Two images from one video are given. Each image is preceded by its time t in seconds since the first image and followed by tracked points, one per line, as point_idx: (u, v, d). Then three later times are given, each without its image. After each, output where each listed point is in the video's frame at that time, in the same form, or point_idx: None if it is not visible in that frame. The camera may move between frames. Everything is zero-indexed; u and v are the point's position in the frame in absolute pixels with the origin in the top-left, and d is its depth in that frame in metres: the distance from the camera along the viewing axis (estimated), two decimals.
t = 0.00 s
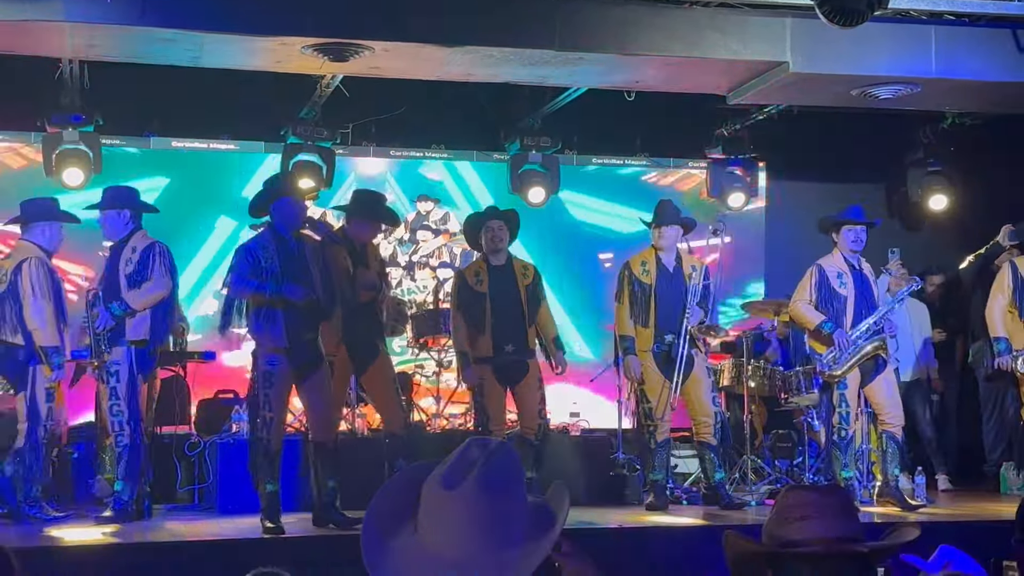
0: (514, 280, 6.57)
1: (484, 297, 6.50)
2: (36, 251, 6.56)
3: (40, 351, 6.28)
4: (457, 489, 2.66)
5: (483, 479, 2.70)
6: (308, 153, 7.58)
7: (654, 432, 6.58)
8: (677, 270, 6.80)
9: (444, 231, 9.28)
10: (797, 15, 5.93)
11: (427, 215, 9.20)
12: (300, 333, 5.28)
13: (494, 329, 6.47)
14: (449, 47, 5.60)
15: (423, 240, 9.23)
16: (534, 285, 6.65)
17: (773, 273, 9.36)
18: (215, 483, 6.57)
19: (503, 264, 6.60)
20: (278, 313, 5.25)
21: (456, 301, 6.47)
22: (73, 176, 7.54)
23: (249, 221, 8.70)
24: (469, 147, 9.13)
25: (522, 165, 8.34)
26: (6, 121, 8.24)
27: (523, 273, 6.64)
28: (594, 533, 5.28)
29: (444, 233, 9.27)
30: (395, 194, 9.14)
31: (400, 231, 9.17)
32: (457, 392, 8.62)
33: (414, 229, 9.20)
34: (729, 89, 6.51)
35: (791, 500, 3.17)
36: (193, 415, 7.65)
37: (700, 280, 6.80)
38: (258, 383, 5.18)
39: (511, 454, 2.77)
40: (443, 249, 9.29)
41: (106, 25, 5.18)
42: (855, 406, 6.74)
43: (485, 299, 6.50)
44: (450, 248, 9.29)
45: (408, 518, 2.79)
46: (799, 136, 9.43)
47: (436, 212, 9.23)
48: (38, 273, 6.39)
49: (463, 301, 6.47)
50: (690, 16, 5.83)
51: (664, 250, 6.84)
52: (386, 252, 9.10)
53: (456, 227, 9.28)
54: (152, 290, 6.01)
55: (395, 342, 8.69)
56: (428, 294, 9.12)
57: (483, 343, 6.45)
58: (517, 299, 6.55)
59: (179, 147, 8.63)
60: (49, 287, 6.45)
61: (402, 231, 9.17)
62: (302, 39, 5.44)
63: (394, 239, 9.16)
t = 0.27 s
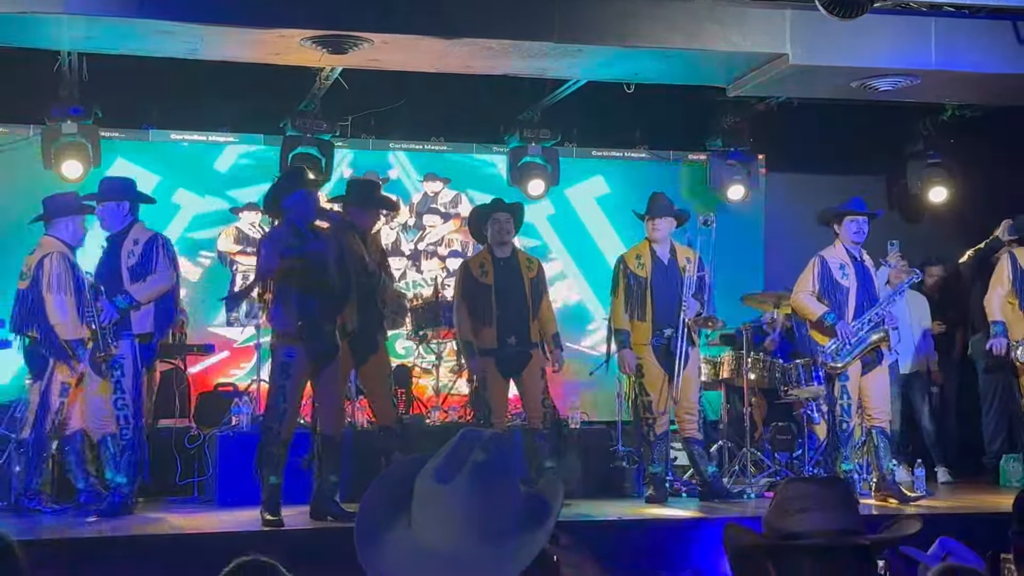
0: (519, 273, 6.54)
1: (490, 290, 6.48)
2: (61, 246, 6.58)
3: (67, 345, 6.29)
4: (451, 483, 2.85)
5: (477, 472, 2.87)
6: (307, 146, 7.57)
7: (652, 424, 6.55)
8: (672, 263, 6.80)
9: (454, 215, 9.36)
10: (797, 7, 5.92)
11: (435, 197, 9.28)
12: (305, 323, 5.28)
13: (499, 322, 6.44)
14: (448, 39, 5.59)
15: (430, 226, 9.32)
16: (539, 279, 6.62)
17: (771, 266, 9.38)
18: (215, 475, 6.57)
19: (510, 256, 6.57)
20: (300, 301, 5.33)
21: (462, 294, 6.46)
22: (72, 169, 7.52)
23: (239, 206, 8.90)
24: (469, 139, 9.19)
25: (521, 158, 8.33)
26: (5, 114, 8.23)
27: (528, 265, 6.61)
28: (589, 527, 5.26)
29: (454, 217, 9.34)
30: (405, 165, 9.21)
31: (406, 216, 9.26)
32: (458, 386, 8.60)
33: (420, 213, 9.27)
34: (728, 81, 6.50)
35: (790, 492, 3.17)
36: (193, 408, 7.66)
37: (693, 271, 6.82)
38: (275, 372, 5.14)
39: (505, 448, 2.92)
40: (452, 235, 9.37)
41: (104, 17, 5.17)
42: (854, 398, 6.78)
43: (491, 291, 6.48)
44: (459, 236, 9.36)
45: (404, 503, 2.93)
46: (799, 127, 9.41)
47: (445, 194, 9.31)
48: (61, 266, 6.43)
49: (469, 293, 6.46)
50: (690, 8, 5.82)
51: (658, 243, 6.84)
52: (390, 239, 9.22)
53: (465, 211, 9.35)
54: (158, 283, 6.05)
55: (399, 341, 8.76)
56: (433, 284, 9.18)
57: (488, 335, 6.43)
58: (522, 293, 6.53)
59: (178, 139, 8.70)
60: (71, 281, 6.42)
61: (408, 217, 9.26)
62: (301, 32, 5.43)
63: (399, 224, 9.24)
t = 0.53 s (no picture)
0: (534, 267, 6.54)
1: (502, 282, 6.46)
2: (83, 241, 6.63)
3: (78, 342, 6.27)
4: (442, 477, 2.69)
5: (468, 465, 2.70)
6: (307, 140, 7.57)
7: (652, 418, 6.58)
8: (674, 257, 6.79)
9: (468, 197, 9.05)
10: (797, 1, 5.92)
11: (446, 176, 8.97)
12: (330, 314, 5.28)
13: (510, 315, 6.43)
14: (447, 33, 5.58)
15: (440, 210, 9.00)
16: (554, 274, 6.63)
17: (771, 260, 9.36)
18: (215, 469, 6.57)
19: (525, 252, 6.55)
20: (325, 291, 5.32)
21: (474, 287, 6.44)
22: (72, 163, 7.55)
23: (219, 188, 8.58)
24: (469, 133, 9.05)
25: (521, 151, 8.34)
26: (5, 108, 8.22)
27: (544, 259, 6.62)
28: (588, 518, 5.28)
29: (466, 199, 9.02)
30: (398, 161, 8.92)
31: (415, 199, 8.97)
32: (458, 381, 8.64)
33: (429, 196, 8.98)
34: (728, 74, 6.50)
35: (795, 485, 3.16)
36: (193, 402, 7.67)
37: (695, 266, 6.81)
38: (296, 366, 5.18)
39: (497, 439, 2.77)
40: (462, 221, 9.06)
41: (104, 11, 5.16)
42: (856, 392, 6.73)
43: (504, 285, 6.46)
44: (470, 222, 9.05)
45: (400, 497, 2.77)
46: (797, 121, 9.43)
47: (457, 173, 9.00)
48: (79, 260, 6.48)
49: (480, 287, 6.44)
50: (690, 2, 5.81)
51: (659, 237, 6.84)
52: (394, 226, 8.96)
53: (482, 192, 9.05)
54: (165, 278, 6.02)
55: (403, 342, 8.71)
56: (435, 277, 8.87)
57: (499, 328, 6.42)
58: (536, 288, 6.52)
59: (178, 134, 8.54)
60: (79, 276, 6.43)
61: (416, 200, 8.97)
62: (301, 26, 5.43)
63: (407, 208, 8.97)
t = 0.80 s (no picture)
0: (555, 262, 6.53)
1: (524, 275, 6.48)
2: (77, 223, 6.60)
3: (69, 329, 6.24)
4: (440, 473, 2.46)
5: (465, 459, 2.46)
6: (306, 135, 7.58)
7: (656, 413, 6.56)
8: (682, 251, 6.79)
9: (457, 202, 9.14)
10: None
11: (438, 182, 9.10)
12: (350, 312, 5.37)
13: (530, 306, 6.42)
14: (445, 28, 5.58)
15: (433, 213, 9.13)
16: (576, 268, 6.60)
17: (771, 255, 9.35)
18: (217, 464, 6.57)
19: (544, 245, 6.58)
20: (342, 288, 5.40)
21: (496, 277, 6.46)
22: (72, 159, 7.52)
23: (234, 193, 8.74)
24: (468, 129, 9.10)
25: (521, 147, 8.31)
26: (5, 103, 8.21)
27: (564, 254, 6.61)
28: (589, 512, 5.28)
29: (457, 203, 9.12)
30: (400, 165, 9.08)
31: (408, 203, 9.09)
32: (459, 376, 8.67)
33: (423, 199, 9.11)
34: (728, 69, 6.49)
35: (796, 481, 3.19)
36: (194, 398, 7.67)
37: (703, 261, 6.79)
38: (311, 357, 5.29)
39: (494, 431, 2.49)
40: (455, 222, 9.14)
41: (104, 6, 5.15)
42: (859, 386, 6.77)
43: (524, 278, 6.47)
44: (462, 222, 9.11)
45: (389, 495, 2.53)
46: (797, 116, 9.42)
47: (448, 180, 9.12)
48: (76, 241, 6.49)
49: (500, 278, 6.45)
50: None
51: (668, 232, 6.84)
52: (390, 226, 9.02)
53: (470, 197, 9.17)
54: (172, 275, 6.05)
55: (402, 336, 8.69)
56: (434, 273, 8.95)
57: (520, 320, 6.41)
58: (556, 281, 6.51)
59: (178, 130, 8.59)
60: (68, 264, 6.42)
61: (410, 203, 9.09)
62: (300, 21, 5.42)
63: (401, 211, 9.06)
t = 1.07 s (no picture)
0: (567, 258, 6.52)
1: (533, 268, 6.48)
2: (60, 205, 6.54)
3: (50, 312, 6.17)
4: (431, 457, 2.56)
5: (457, 446, 2.57)
6: (307, 132, 7.58)
7: (664, 409, 6.59)
8: (699, 247, 6.77)
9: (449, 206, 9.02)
10: None
11: (431, 187, 8.99)
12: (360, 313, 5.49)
13: (537, 302, 6.42)
14: (444, 25, 5.58)
15: (427, 215, 8.95)
16: (589, 264, 6.58)
17: (772, 250, 9.35)
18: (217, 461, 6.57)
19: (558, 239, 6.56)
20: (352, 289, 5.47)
21: (505, 269, 6.46)
22: (71, 157, 7.52)
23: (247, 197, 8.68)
24: (469, 124, 9.07)
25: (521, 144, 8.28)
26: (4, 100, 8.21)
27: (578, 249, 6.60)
28: (592, 506, 5.30)
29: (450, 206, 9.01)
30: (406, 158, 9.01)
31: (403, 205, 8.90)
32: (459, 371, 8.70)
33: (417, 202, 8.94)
34: (728, 65, 6.49)
35: (792, 477, 3.19)
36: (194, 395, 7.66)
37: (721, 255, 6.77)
38: (333, 357, 5.34)
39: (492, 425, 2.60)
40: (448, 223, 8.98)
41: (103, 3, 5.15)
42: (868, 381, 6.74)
43: (534, 271, 6.47)
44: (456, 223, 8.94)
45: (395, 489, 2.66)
46: (796, 113, 9.42)
47: (440, 184, 9.01)
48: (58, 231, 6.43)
49: (513, 271, 6.45)
50: None
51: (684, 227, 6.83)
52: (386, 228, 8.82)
53: (462, 201, 9.04)
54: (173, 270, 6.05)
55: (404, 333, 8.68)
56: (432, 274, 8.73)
57: (527, 313, 6.39)
58: (567, 275, 6.51)
59: (178, 127, 8.59)
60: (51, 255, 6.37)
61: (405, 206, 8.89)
62: (300, 17, 5.42)
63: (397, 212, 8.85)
